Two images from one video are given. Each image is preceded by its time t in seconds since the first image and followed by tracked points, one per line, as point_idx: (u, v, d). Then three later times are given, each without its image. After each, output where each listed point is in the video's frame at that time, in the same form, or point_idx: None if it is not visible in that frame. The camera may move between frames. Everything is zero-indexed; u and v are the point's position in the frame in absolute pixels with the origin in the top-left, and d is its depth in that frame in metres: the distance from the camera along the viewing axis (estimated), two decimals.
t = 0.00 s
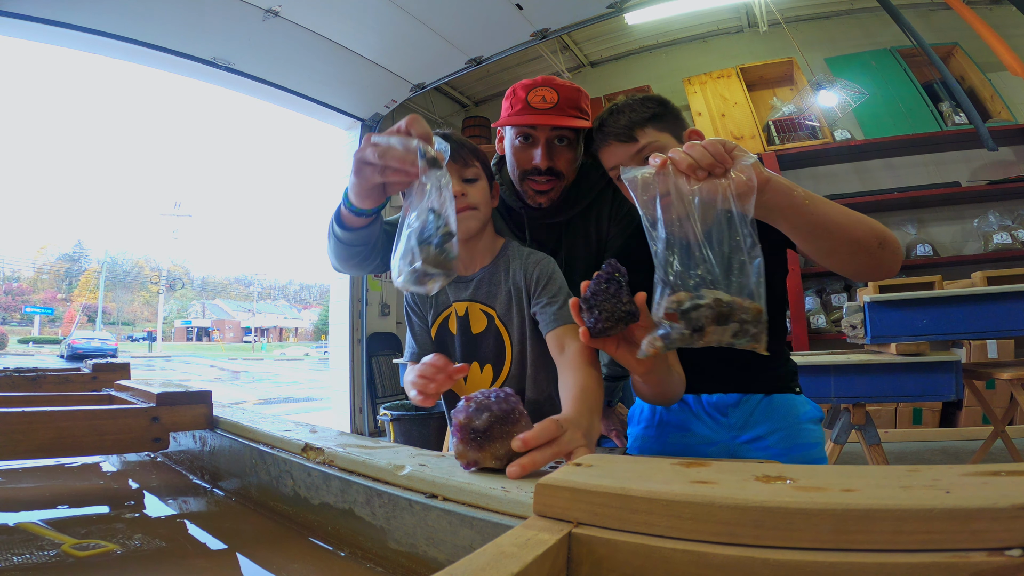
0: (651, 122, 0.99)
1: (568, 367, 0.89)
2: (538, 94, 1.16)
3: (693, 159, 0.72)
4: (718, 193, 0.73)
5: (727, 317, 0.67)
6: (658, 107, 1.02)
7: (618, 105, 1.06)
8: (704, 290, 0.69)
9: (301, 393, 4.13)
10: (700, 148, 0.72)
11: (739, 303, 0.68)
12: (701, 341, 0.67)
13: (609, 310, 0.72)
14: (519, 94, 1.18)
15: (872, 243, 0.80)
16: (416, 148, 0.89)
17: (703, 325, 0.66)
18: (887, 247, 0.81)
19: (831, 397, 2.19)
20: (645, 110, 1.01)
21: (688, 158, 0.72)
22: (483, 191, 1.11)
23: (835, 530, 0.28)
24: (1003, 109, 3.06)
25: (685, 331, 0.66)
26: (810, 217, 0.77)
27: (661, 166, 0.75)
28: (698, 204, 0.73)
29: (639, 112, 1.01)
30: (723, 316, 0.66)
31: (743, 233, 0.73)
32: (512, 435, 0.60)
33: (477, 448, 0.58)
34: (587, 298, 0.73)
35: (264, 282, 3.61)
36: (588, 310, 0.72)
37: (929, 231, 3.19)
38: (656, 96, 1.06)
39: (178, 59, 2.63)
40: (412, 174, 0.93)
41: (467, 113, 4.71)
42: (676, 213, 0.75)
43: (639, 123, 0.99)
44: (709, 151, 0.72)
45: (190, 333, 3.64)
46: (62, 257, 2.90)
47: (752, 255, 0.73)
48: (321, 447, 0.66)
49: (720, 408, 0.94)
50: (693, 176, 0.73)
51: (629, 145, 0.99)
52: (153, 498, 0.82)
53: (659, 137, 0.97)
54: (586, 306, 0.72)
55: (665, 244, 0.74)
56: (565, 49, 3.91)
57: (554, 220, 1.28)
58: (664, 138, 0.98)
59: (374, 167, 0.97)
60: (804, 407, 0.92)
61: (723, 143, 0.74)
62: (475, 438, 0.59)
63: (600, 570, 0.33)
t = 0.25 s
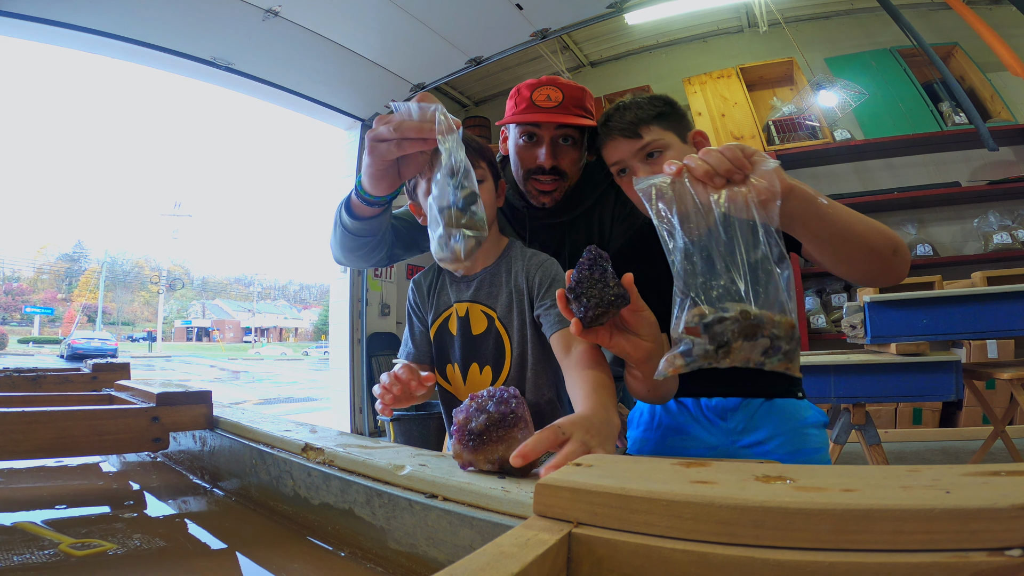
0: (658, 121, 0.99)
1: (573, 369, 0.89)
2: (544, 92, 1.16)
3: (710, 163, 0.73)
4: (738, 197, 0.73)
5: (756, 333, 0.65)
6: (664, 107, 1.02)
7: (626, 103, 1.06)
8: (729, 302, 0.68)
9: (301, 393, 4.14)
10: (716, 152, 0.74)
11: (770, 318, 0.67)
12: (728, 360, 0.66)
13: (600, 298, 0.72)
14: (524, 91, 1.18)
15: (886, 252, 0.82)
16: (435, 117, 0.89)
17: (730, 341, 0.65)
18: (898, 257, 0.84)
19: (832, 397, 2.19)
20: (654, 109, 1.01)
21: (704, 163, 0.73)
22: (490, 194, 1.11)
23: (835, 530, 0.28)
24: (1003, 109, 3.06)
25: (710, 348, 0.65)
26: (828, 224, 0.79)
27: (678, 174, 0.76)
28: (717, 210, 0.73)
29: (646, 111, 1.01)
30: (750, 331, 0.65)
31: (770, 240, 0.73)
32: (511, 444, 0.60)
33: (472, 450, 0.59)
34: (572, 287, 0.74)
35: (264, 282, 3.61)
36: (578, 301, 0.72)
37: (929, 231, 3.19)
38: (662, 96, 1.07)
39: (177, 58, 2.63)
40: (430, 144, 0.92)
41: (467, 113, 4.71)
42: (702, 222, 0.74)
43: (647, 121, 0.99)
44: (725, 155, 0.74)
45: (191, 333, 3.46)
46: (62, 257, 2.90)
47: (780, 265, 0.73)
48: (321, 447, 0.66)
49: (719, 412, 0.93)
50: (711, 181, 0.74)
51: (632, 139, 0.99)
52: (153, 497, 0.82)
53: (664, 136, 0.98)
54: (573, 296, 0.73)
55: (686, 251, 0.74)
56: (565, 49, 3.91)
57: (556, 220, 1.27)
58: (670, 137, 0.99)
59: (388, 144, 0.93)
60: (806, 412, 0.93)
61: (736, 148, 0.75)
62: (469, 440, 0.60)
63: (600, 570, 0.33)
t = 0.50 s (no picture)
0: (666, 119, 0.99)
1: (574, 373, 0.89)
2: (545, 94, 1.16)
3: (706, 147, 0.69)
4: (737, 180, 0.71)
5: (755, 323, 0.66)
6: (669, 107, 1.02)
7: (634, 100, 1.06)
8: (724, 294, 0.70)
9: (301, 393, 4.13)
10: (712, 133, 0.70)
11: (769, 309, 0.67)
12: (724, 353, 0.66)
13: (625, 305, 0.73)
14: (526, 93, 1.19)
15: (895, 227, 0.79)
16: (438, 146, 0.84)
17: (725, 333, 0.66)
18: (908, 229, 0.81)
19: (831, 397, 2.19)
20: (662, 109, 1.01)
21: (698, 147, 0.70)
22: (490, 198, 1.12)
23: (836, 530, 0.28)
24: (1003, 109, 3.06)
25: (703, 340, 0.66)
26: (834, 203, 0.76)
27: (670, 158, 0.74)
28: (713, 194, 0.74)
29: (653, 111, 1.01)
30: (747, 321, 0.66)
31: (771, 229, 0.73)
32: (520, 438, 0.60)
33: (480, 439, 0.59)
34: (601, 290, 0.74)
35: (264, 282, 3.61)
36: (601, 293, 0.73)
37: (929, 231, 3.19)
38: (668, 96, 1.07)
39: (177, 58, 2.63)
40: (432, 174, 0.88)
41: (467, 113, 4.71)
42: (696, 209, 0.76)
43: (653, 119, 0.99)
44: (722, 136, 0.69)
45: (190, 334, 3.58)
46: (62, 257, 2.90)
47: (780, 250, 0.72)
48: (321, 446, 0.66)
49: (720, 416, 0.94)
50: (706, 167, 0.70)
51: (639, 137, 0.99)
52: (153, 497, 0.82)
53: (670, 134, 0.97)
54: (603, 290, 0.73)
55: (680, 244, 0.75)
56: (565, 49, 3.91)
57: (559, 221, 1.26)
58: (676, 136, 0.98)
59: (392, 166, 0.90)
60: (812, 419, 0.91)
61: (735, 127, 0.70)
62: (480, 429, 0.61)
63: (601, 570, 0.32)
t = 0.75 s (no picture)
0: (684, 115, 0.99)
1: (568, 374, 0.90)
2: (547, 93, 1.16)
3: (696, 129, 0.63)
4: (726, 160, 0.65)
5: (730, 286, 0.62)
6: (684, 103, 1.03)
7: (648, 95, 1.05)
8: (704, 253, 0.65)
9: (301, 394, 4.13)
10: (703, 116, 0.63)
11: (746, 275, 0.63)
12: (696, 316, 0.62)
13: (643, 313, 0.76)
14: (528, 92, 1.19)
15: (894, 214, 0.74)
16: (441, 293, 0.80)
17: (699, 291, 0.62)
18: (910, 219, 0.76)
19: (831, 397, 2.19)
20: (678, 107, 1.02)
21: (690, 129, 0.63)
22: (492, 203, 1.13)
23: (835, 531, 0.28)
24: (1003, 109, 3.06)
25: (677, 296, 0.62)
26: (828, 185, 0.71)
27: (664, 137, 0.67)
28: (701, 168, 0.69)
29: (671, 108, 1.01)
30: (723, 283, 0.62)
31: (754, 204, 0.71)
32: (521, 438, 0.60)
33: (482, 439, 0.59)
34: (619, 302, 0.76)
35: (264, 282, 3.60)
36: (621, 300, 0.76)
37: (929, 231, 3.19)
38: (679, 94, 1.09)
39: (177, 58, 2.63)
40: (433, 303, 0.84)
41: (467, 113, 4.71)
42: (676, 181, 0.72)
43: (671, 115, 0.99)
44: (713, 117, 0.63)
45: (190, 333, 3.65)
46: (62, 257, 2.91)
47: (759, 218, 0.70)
48: (321, 447, 0.66)
49: (729, 415, 0.94)
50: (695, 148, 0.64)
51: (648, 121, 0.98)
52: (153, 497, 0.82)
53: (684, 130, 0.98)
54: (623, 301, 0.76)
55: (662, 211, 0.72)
56: (565, 49, 3.91)
57: (560, 221, 1.26)
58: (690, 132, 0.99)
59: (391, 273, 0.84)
60: (822, 419, 0.90)
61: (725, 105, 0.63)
62: (481, 430, 0.61)
63: (601, 569, 0.32)
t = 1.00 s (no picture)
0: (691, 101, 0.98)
1: (565, 372, 0.90)
2: (544, 93, 1.16)
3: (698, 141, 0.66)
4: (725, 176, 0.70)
5: (722, 323, 0.67)
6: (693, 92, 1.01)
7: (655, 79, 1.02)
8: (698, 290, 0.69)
9: (301, 393, 4.14)
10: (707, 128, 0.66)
11: (739, 310, 0.68)
12: (691, 348, 0.67)
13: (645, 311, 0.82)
14: (525, 91, 1.18)
15: (894, 231, 0.76)
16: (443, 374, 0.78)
17: (693, 330, 0.66)
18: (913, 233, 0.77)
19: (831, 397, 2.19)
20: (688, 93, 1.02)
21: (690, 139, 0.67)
22: (496, 202, 1.15)
23: (835, 530, 0.28)
24: (1003, 109, 3.06)
25: (672, 335, 0.66)
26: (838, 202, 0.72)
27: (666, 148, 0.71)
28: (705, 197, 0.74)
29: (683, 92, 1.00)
30: (714, 321, 0.67)
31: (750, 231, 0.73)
32: (521, 437, 0.60)
33: (482, 438, 0.59)
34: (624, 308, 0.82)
35: (264, 282, 3.59)
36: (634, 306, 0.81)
37: (929, 231, 3.19)
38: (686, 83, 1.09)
39: (177, 59, 2.63)
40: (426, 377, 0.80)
41: (467, 113, 4.71)
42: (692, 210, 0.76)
43: (681, 100, 0.98)
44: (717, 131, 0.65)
45: (190, 333, 3.54)
46: (63, 257, 2.91)
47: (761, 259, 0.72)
48: (321, 446, 0.66)
49: (734, 403, 0.95)
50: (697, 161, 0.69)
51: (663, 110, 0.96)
52: (153, 497, 0.82)
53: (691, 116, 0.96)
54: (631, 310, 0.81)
55: (663, 233, 0.75)
56: (565, 49, 3.91)
57: (560, 221, 1.25)
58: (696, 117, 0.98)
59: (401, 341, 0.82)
60: (824, 405, 0.91)
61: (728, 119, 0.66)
62: (480, 429, 0.61)
63: (601, 570, 0.32)
